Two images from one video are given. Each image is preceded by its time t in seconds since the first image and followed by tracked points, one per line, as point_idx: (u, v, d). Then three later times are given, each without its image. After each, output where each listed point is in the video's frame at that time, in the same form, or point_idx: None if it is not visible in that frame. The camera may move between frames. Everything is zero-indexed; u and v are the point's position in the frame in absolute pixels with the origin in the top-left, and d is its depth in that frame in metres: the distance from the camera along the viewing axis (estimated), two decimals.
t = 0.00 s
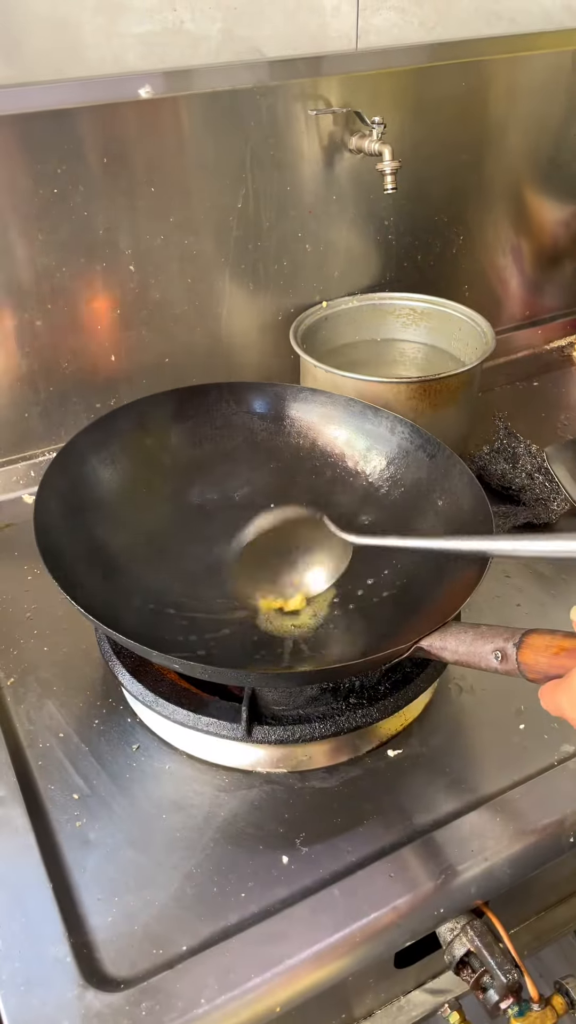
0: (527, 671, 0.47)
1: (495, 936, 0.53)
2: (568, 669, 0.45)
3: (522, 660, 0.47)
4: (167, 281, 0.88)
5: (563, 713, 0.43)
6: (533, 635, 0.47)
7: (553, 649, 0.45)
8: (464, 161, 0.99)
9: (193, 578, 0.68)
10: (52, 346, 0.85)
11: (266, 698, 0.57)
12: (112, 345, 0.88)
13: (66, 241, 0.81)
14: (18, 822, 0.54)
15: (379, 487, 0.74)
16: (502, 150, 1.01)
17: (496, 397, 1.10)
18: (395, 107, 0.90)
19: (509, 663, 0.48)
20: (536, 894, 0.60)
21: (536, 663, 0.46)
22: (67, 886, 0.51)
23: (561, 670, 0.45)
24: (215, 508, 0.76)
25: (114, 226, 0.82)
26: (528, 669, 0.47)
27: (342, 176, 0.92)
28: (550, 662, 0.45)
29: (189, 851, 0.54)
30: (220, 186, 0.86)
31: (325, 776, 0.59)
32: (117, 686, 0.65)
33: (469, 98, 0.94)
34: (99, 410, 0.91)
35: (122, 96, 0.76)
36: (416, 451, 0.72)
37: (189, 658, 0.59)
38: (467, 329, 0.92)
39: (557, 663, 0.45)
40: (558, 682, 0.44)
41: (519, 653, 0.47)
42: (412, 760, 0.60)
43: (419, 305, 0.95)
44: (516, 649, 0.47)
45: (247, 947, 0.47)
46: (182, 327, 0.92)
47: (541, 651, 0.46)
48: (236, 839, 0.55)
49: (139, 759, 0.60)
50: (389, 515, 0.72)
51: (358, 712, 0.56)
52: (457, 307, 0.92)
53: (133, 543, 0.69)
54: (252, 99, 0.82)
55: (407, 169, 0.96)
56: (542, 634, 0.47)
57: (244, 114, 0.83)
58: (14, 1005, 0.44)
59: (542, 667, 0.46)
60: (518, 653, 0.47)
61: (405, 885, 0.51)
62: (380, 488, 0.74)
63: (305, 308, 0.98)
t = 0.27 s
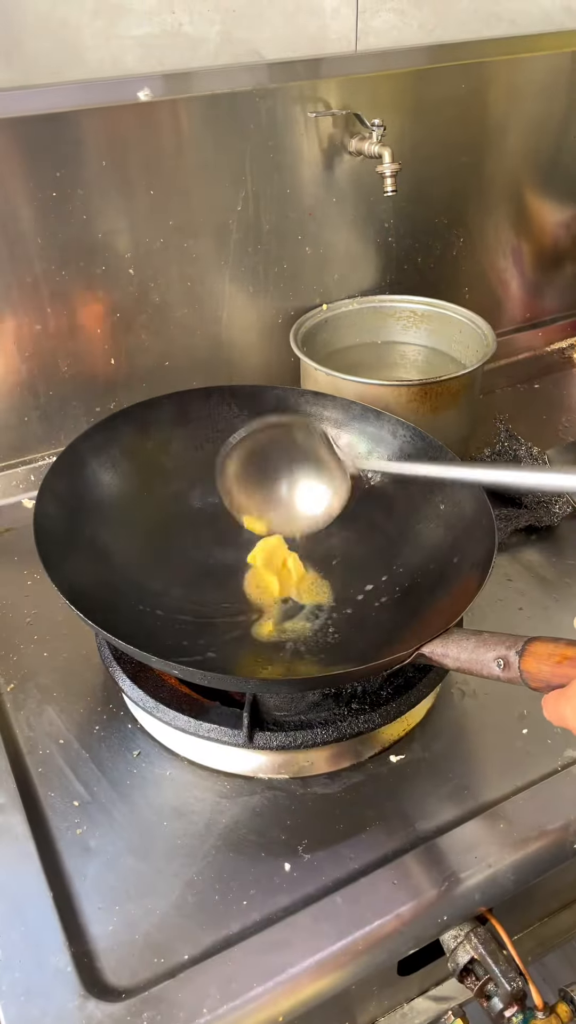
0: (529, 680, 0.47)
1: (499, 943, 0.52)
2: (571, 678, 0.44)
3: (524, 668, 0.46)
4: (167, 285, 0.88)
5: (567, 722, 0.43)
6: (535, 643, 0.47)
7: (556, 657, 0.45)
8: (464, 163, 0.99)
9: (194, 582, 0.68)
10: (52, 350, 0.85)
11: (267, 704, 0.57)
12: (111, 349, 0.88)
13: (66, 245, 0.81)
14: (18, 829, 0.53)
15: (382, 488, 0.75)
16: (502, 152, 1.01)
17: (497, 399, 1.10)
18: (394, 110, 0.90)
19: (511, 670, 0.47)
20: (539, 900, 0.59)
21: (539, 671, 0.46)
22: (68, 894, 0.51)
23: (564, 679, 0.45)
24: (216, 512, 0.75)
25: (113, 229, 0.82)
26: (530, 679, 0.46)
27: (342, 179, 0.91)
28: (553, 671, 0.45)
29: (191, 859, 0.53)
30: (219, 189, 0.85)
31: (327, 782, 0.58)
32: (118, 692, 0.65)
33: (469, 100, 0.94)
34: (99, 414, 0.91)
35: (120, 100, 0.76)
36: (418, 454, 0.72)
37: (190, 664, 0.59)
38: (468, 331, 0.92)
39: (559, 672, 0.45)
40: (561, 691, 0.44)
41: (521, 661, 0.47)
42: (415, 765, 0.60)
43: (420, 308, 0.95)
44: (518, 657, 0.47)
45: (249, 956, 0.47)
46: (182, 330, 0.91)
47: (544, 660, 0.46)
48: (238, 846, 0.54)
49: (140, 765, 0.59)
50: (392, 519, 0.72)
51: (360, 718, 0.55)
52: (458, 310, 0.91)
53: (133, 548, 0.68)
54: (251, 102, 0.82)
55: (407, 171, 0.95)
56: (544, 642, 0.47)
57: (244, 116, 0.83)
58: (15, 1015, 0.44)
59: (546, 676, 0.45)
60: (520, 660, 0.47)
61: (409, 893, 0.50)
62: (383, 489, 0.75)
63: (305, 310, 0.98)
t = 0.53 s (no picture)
0: (534, 688, 0.46)
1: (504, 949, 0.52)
2: None
3: (529, 676, 0.46)
4: (168, 287, 0.87)
5: (571, 730, 0.43)
6: (541, 650, 0.47)
7: (561, 666, 0.45)
8: (466, 164, 0.98)
9: (196, 587, 0.68)
10: (53, 353, 0.85)
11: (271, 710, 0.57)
12: (112, 352, 0.88)
13: (67, 247, 0.80)
14: (21, 836, 0.53)
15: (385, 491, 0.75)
16: (504, 153, 1.01)
17: (499, 400, 1.10)
18: (396, 112, 0.90)
19: (515, 678, 0.47)
20: (544, 906, 0.59)
21: (544, 679, 0.45)
22: (71, 902, 0.51)
23: (569, 687, 0.44)
24: (218, 516, 0.75)
25: (115, 232, 0.82)
26: (536, 686, 0.46)
27: (343, 181, 0.91)
28: (558, 679, 0.45)
29: (194, 865, 0.53)
30: (221, 191, 0.85)
31: (330, 788, 0.58)
32: (120, 697, 0.65)
33: (470, 101, 0.94)
34: (100, 417, 0.91)
35: (122, 103, 0.76)
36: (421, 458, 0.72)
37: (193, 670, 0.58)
38: (469, 333, 0.92)
39: (565, 680, 0.44)
40: (566, 699, 0.43)
41: (526, 669, 0.46)
42: (419, 771, 0.60)
43: (422, 309, 0.94)
44: (523, 665, 0.47)
45: (254, 964, 0.47)
46: (184, 333, 0.91)
47: (550, 668, 0.45)
48: (241, 852, 0.54)
49: (143, 771, 0.59)
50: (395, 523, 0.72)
51: (364, 723, 0.55)
52: (461, 314, 0.91)
53: (135, 552, 0.68)
54: (253, 104, 0.82)
55: (409, 173, 0.95)
56: (549, 649, 0.46)
57: (245, 118, 0.83)
58: None
59: (551, 684, 0.45)
60: (525, 668, 0.47)
61: (414, 899, 0.50)
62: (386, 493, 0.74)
63: (307, 312, 0.97)
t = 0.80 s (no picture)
0: (535, 688, 0.46)
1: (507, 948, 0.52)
2: None
3: (529, 675, 0.46)
4: (167, 284, 0.87)
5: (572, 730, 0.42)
6: (541, 650, 0.46)
7: (562, 665, 0.44)
8: (466, 160, 0.98)
9: (197, 585, 0.67)
10: (52, 350, 0.85)
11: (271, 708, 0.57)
12: (112, 349, 0.88)
13: (65, 244, 0.80)
14: (20, 836, 0.53)
15: (383, 490, 0.73)
16: (505, 148, 1.00)
17: (500, 397, 1.09)
18: (396, 106, 0.89)
19: (516, 677, 0.47)
20: (547, 905, 0.59)
21: (545, 678, 0.45)
22: (70, 902, 0.50)
23: (571, 686, 0.44)
24: (218, 514, 0.75)
25: (114, 229, 0.81)
26: (537, 685, 0.45)
27: (343, 177, 0.91)
28: (559, 679, 0.44)
29: (195, 865, 0.53)
30: (220, 187, 0.85)
31: (331, 787, 0.58)
32: (120, 696, 0.64)
33: (471, 97, 0.93)
34: (99, 414, 0.90)
35: (120, 98, 0.76)
36: (421, 455, 0.71)
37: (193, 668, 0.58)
38: (470, 329, 0.91)
39: (566, 680, 0.44)
40: (567, 699, 0.43)
41: (526, 668, 0.46)
42: (420, 769, 0.59)
43: (423, 306, 0.94)
44: (524, 665, 0.46)
45: (255, 964, 0.46)
46: (183, 330, 0.91)
47: (550, 667, 0.45)
48: (241, 852, 0.54)
49: (143, 770, 0.59)
50: (394, 521, 0.71)
51: (365, 722, 0.55)
52: (461, 309, 0.91)
53: (135, 550, 0.68)
54: (252, 100, 0.81)
55: (409, 168, 0.95)
56: (550, 648, 0.46)
57: (244, 114, 0.82)
58: None
59: (552, 684, 0.45)
60: (526, 668, 0.46)
61: (415, 899, 0.50)
62: (385, 491, 0.73)
63: (307, 309, 0.97)
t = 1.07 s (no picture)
0: (539, 686, 0.45)
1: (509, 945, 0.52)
2: None
3: (533, 674, 0.45)
4: (169, 280, 0.87)
5: None
6: (545, 648, 0.46)
7: (567, 664, 0.44)
8: (469, 155, 0.98)
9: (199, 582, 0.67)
10: (54, 347, 0.84)
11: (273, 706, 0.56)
12: (114, 345, 0.87)
13: (67, 240, 0.80)
14: (22, 833, 0.53)
15: (385, 486, 0.73)
16: (508, 144, 1.00)
17: (503, 394, 1.09)
18: (399, 102, 0.89)
19: (519, 676, 0.46)
20: (550, 902, 0.59)
21: (549, 676, 0.45)
22: (73, 899, 0.50)
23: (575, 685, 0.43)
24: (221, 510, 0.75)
25: (116, 225, 0.81)
26: (541, 684, 0.45)
27: (346, 173, 0.90)
28: (563, 678, 0.44)
29: (197, 862, 0.53)
30: (222, 183, 0.84)
31: (333, 784, 0.58)
32: (123, 693, 0.64)
33: (473, 92, 0.93)
34: (102, 411, 0.90)
35: (122, 93, 0.75)
36: (423, 451, 0.71)
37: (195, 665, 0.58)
38: (473, 325, 0.91)
39: (570, 679, 0.43)
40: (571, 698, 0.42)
41: (530, 667, 0.46)
42: (423, 766, 0.59)
43: (426, 303, 0.94)
44: (527, 663, 0.46)
45: (257, 961, 0.46)
46: (186, 326, 0.91)
47: (555, 666, 0.44)
48: (244, 849, 0.54)
49: (145, 767, 0.59)
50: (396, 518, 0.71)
51: (368, 719, 0.55)
52: (465, 306, 0.90)
53: (137, 547, 0.68)
54: (255, 95, 0.81)
55: (412, 164, 0.94)
56: (553, 646, 0.46)
57: (246, 110, 0.82)
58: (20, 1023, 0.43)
59: (556, 682, 0.44)
60: (529, 666, 0.46)
61: (418, 897, 0.50)
62: (386, 488, 0.73)
63: (309, 305, 0.97)
